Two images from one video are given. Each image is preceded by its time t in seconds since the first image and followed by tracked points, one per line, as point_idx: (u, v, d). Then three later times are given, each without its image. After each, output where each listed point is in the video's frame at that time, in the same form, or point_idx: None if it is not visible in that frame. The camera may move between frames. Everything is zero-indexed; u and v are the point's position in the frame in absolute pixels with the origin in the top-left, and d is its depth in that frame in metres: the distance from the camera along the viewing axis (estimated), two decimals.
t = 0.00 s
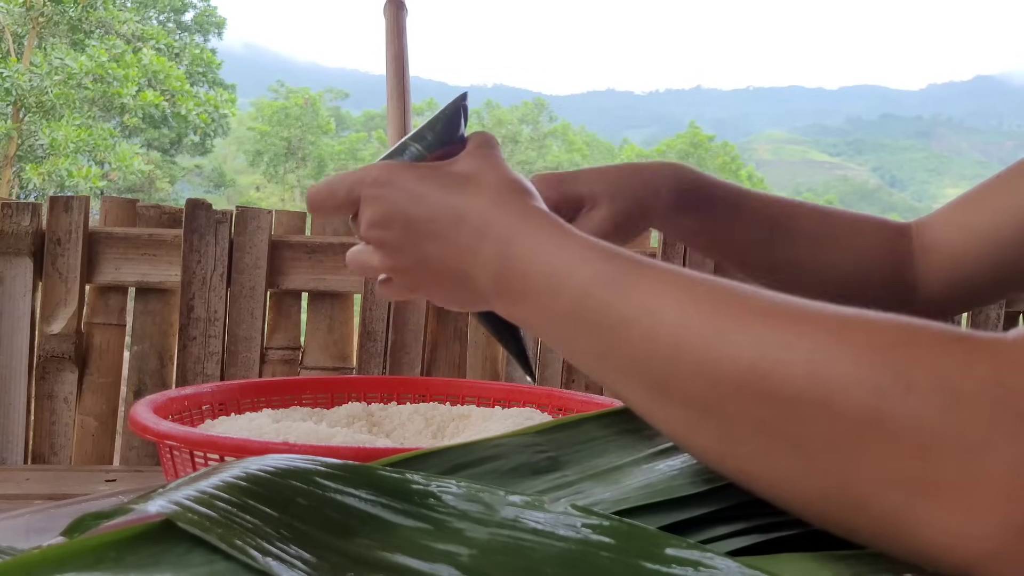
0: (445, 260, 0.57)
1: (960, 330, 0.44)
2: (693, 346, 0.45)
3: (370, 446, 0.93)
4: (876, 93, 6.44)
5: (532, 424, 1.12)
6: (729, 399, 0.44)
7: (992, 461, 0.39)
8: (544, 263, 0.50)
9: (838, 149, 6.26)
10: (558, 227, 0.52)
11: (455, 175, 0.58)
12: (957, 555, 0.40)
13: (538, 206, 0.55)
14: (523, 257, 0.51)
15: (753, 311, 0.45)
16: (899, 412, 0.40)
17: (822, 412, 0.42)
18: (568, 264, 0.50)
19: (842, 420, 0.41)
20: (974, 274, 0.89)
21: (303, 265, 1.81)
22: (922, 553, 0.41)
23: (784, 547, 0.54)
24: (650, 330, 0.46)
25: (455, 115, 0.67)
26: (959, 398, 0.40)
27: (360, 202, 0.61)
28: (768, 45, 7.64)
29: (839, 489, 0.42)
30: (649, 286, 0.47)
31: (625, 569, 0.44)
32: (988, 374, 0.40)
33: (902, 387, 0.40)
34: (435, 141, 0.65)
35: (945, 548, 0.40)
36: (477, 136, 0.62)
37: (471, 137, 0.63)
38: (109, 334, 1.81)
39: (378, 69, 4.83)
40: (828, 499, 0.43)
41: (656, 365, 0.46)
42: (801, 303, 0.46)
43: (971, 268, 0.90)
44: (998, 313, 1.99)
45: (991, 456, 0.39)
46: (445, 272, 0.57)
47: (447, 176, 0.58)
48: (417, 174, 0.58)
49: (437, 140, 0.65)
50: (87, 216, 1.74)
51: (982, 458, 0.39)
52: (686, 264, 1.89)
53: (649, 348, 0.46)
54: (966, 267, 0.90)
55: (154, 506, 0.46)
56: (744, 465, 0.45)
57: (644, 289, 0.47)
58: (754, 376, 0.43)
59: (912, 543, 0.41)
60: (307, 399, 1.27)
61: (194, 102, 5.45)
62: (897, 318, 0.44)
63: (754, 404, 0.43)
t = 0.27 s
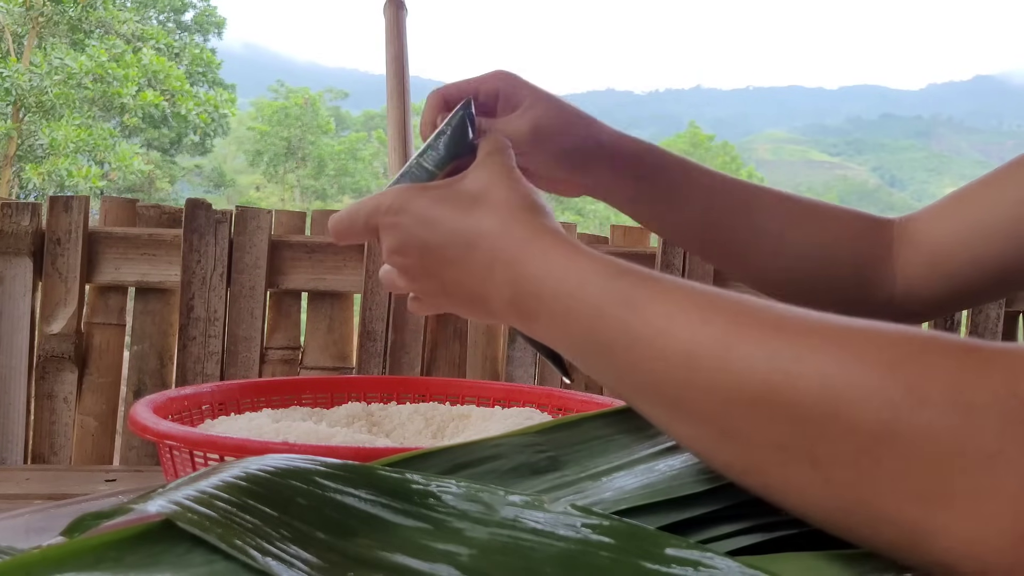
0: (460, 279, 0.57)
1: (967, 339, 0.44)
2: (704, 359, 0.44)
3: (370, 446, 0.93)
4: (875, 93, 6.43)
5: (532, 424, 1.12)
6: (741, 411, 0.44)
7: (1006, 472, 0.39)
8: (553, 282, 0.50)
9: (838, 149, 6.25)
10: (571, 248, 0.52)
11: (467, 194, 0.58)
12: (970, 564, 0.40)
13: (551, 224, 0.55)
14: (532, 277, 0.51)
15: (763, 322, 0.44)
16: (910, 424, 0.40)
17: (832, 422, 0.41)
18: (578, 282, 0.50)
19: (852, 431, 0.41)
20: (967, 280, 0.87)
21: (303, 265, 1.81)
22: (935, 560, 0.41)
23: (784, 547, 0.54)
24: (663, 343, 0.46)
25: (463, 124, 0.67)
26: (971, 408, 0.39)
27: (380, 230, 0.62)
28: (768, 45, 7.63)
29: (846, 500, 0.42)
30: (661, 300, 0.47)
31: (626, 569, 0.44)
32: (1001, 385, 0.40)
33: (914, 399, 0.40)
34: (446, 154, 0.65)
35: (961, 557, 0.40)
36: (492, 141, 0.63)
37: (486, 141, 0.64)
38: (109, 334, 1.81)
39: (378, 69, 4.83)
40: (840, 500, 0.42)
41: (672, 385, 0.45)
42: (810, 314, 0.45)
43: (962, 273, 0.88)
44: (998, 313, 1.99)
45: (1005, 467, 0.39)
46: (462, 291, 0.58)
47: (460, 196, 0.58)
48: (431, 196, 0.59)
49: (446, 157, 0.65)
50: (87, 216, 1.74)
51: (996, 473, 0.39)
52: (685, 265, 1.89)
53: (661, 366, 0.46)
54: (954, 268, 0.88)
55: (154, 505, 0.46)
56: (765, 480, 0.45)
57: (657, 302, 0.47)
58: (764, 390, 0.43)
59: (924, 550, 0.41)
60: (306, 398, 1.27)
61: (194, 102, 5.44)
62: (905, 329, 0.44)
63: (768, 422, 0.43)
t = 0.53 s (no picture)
0: (446, 296, 0.57)
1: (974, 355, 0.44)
2: (706, 375, 0.44)
3: (369, 447, 0.93)
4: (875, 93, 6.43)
5: (532, 423, 1.12)
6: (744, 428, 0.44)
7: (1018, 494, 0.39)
8: (545, 297, 0.50)
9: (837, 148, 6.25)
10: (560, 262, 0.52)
11: (458, 210, 0.57)
12: None
13: (545, 243, 0.55)
14: (525, 291, 0.51)
15: (767, 337, 0.45)
16: (922, 443, 0.40)
17: (840, 439, 0.41)
18: (570, 298, 0.49)
19: (862, 448, 0.41)
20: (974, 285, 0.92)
21: (303, 265, 1.81)
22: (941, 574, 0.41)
23: (784, 546, 0.54)
24: (659, 360, 0.46)
25: (459, 141, 0.68)
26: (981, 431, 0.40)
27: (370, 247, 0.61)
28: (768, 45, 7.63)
29: (853, 516, 0.42)
30: (658, 318, 0.47)
31: (625, 568, 0.44)
32: (1008, 403, 0.40)
33: (923, 420, 0.40)
34: (441, 169, 0.66)
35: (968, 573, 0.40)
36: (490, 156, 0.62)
37: (481, 156, 0.63)
38: (109, 333, 1.81)
39: (378, 68, 4.82)
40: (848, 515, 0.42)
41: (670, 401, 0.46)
42: (815, 331, 0.46)
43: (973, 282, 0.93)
44: (998, 313, 2.00)
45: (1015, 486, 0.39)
46: (445, 308, 0.58)
47: (449, 210, 0.57)
48: (420, 208, 0.58)
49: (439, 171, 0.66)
50: (86, 216, 1.74)
51: (1005, 492, 0.39)
52: (685, 261, 1.88)
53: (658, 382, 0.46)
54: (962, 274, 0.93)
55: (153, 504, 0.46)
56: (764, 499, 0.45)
57: (653, 320, 0.47)
58: (769, 404, 0.43)
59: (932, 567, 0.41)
60: (306, 398, 1.27)
61: (194, 102, 5.44)
62: (911, 345, 0.44)
63: (771, 437, 0.43)
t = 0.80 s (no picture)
0: (444, 304, 0.57)
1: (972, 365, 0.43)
2: (704, 385, 0.44)
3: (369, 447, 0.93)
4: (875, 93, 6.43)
5: (531, 423, 1.12)
6: (742, 443, 0.44)
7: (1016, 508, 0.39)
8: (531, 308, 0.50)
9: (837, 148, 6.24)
10: (547, 269, 0.52)
11: (443, 217, 0.57)
12: None
13: (536, 249, 0.54)
14: (514, 305, 0.51)
15: (763, 350, 0.44)
16: (912, 457, 0.40)
17: (837, 452, 0.41)
18: (559, 312, 0.49)
19: (858, 461, 0.41)
20: (969, 289, 0.87)
21: (303, 265, 1.81)
22: None
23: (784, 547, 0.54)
24: (657, 375, 0.46)
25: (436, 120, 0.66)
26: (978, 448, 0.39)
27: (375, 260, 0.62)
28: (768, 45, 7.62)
29: (853, 530, 0.42)
30: (653, 329, 0.47)
31: (625, 568, 0.44)
32: (1004, 415, 0.40)
33: (922, 434, 0.40)
34: (426, 165, 0.65)
35: None
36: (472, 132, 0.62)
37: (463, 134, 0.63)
38: (108, 333, 1.81)
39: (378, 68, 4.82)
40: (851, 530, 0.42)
41: (667, 415, 0.46)
42: (816, 342, 0.45)
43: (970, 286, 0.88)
44: (997, 313, 2.00)
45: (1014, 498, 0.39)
46: (445, 314, 0.58)
47: (437, 218, 0.58)
48: (412, 218, 0.59)
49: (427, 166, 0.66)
50: (86, 215, 1.73)
51: (1003, 507, 0.39)
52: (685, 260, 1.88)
53: (654, 396, 0.46)
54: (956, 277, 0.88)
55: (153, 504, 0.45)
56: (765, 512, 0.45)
57: (647, 333, 0.47)
58: (768, 420, 0.43)
59: None
60: (306, 398, 1.27)
61: (193, 101, 5.44)
62: (910, 355, 0.44)
63: (771, 449, 0.43)
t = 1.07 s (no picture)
0: (441, 316, 0.57)
1: (963, 360, 0.43)
2: (690, 383, 0.44)
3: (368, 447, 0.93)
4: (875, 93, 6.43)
5: (531, 422, 1.12)
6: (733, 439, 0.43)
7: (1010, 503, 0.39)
8: (527, 311, 0.50)
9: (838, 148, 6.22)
10: (544, 275, 0.53)
11: (451, 229, 0.58)
12: None
13: (535, 260, 0.55)
14: (509, 306, 0.51)
15: (753, 347, 0.45)
16: (895, 447, 0.40)
17: (822, 442, 0.41)
18: (552, 310, 0.50)
19: (841, 452, 0.41)
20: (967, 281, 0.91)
21: (303, 264, 1.81)
22: None
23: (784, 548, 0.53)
24: (645, 372, 0.46)
25: (456, 159, 0.68)
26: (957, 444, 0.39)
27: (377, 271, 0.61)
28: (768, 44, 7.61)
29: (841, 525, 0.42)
30: (645, 329, 0.47)
31: (624, 568, 0.44)
32: (990, 410, 0.40)
33: (906, 425, 0.40)
34: (440, 187, 0.66)
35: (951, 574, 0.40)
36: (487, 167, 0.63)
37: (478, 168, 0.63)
38: (108, 333, 1.81)
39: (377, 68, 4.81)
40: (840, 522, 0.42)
41: (656, 411, 0.46)
42: (808, 340, 0.45)
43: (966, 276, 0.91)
44: (997, 313, 2.00)
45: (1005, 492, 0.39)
46: (440, 328, 0.58)
47: (441, 229, 0.58)
48: (415, 229, 0.59)
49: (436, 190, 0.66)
50: (85, 215, 1.73)
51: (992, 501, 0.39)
52: (685, 259, 1.88)
53: (644, 393, 0.46)
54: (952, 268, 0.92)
55: (153, 504, 0.45)
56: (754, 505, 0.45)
57: (637, 331, 0.47)
58: (752, 411, 0.43)
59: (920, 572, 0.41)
60: (305, 397, 1.27)
61: (193, 101, 5.43)
62: (901, 351, 0.44)
63: (762, 445, 0.43)
